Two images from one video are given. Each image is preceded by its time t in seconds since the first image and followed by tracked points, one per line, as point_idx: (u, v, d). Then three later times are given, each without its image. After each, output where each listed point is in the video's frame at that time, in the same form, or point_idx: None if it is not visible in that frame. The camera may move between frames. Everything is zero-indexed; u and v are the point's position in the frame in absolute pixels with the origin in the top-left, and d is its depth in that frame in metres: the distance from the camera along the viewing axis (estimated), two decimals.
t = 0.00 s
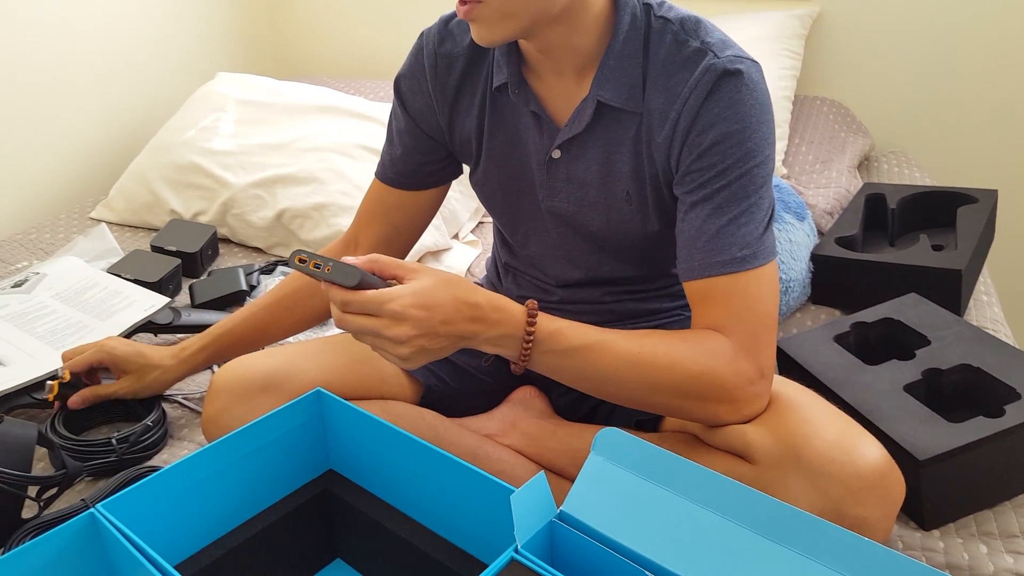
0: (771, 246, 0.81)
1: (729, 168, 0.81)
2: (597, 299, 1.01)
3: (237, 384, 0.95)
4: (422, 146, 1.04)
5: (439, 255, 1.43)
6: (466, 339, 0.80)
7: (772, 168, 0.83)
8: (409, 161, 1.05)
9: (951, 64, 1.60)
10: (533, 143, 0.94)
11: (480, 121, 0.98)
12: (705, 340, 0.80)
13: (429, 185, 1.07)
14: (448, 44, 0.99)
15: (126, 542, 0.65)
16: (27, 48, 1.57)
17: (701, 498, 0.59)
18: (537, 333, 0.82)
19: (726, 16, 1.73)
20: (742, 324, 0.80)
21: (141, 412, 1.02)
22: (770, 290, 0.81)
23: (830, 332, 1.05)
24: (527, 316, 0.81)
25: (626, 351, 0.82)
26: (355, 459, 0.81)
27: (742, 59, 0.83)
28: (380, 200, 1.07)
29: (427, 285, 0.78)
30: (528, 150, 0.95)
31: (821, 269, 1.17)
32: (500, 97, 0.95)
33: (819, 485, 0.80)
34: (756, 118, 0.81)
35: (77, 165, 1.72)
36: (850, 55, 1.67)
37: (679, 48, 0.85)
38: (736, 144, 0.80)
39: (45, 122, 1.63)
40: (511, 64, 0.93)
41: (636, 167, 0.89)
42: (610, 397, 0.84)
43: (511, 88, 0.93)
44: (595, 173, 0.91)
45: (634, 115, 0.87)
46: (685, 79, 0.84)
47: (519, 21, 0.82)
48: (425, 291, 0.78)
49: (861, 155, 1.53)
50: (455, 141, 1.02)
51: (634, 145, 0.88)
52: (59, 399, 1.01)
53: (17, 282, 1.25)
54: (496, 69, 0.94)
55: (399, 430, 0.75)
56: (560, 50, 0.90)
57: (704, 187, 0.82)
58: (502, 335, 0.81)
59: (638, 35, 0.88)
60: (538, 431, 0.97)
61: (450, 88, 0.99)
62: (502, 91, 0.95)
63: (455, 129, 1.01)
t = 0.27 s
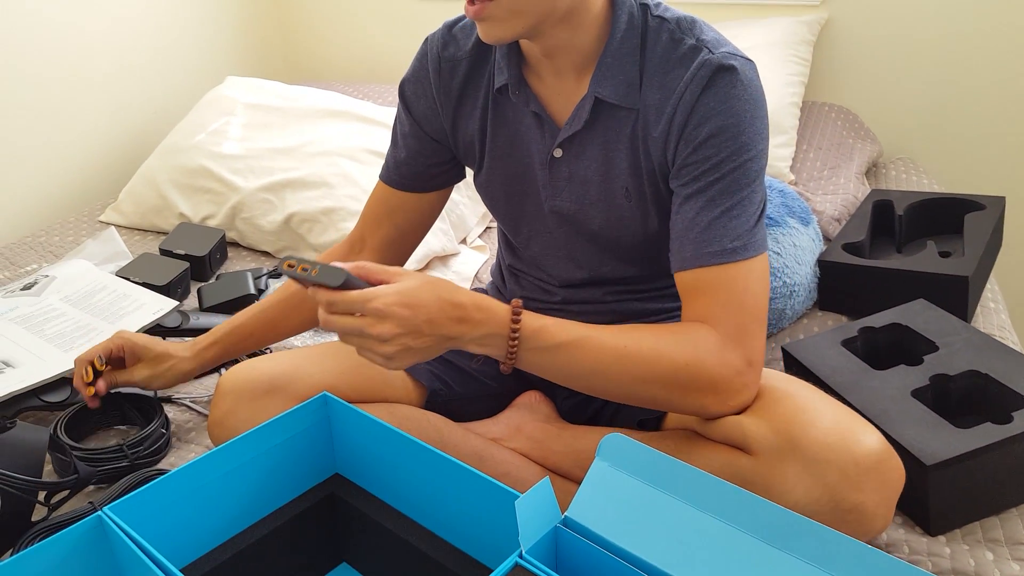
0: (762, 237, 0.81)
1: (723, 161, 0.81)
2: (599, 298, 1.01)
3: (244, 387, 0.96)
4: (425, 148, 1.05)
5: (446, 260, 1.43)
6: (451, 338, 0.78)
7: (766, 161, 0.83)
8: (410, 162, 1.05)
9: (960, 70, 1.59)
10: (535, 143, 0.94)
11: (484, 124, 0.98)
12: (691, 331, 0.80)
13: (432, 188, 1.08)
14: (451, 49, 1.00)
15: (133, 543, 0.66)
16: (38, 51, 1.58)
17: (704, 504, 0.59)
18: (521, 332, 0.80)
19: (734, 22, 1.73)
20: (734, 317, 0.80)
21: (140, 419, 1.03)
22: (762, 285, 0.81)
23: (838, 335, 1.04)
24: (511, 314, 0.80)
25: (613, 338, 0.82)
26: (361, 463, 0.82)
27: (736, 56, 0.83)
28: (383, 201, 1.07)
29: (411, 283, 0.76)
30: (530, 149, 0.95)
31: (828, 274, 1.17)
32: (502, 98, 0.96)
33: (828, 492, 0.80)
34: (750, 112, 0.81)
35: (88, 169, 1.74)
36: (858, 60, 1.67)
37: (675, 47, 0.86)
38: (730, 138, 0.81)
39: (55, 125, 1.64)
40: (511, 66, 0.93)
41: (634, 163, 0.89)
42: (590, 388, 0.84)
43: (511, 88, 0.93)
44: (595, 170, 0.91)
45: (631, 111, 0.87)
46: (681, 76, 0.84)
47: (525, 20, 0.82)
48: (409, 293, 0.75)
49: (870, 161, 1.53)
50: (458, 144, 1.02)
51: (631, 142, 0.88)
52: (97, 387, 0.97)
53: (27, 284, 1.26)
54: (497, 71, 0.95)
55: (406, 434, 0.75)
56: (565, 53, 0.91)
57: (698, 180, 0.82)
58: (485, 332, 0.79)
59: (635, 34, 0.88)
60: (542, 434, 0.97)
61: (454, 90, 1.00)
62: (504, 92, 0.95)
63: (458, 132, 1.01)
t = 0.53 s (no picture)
0: (733, 243, 0.80)
1: (710, 165, 0.81)
2: (601, 294, 1.00)
3: (247, 383, 0.95)
4: (430, 139, 1.05)
5: (452, 259, 1.43)
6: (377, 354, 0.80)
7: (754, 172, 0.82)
8: (412, 150, 1.05)
9: (970, 74, 1.58)
10: (541, 138, 0.94)
11: (491, 118, 0.98)
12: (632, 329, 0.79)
13: (435, 178, 1.08)
14: (463, 41, 1.00)
15: (133, 539, 0.65)
16: (46, 46, 1.58)
17: (708, 506, 0.58)
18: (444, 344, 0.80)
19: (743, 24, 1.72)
20: (682, 317, 0.78)
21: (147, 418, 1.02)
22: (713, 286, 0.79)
23: (845, 339, 1.04)
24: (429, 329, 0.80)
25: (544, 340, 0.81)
26: (364, 461, 0.81)
27: (743, 65, 0.82)
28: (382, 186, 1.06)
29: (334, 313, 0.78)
30: (535, 143, 0.95)
31: (835, 277, 1.17)
32: (511, 92, 0.96)
33: (833, 496, 0.79)
34: (745, 122, 0.81)
35: (95, 164, 1.74)
36: (868, 64, 1.66)
37: (683, 50, 0.85)
38: (721, 144, 0.80)
39: (62, 120, 1.65)
40: (521, 61, 0.93)
41: (631, 162, 0.89)
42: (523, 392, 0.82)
43: (520, 83, 0.93)
44: (595, 167, 0.91)
45: (632, 110, 0.87)
46: (683, 80, 0.84)
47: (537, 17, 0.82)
48: (328, 319, 0.78)
49: (878, 165, 1.52)
50: (464, 136, 1.02)
51: (630, 141, 0.88)
52: (105, 370, 0.98)
53: (32, 279, 1.27)
54: (507, 65, 0.95)
55: (408, 433, 0.75)
56: (580, 50, 0.90)
57: (682, 181, 0.82)
58: (413, 347, 0.80)
59: (644, 34, 0.87)
60: (545, 434, 0.97)
61: (463, 83, 1.00)
62: (512, 88, 0.95)
63: (465, 125, 1.01)
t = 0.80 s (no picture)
0: (701, 249, 0.81)
1: (688, 170, 0.81)
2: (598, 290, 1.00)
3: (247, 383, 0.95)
4: (432, 127, 1.04)
5: (455, 259, 1.43)
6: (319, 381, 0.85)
7: (734, 183, 0.82)
8: (411, 136, 1.04)
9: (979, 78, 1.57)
10: (542, 132, 0.94)
11: (494, 110, 0.98)
12: (574, 333, 0.81)
13: (434, 166, 1.08)
14: (471, 31, 1.00)
15: (130, 538, 0.65)
16: (51, 41, 1.58)
17: (709, 512, 0.57)
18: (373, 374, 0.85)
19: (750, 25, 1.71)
20: (625, 317, 0.80)
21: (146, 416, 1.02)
22: (664, 291, 0.80)
23: (849, 343, 1.03)
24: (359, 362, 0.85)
25: (473, 351, 0.84)
26: (363, 462, 0.81)
27: (738, 73, 0.82)
28: (381, 169, 1.06)
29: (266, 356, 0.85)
30: (537, 138, 0.95)
31: (840, 281, 1.16)
32: (513, 86, 0.96)
33: (835, 502, 0.78)
34: (731, 132, 0.80)
35: (99, 161, 1.74)
36: (874, 67, 1.66)
37: (680, 54, 0.85)
38: (703, 151, 0.80)
39: (66, 116, 1.64)
40: (525, 55, 0.93)
41: (622, 160, 0.89)
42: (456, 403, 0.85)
43: (522, 77, 0.93)
44: (591, 164, 0.91)
45: (626, 109, 0.87)
46: (676, 84, 0.84)
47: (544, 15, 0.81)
48: (262, 364, 0.83)
49: (884, 169, 1.51)
50: (464, 127, 1.02)
51: (620, 139, 0.88)
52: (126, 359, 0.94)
53: (33, 275, 1.28)
54: (511, 58, 0.94)
55: (408, 435, 0.74)
56: (586, 47, 0.90)
57: (658, 181, 0.82)
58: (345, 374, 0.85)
59: (646, 33, 0.86)
60: (545, 436, 0.96)
61: (468, 73, 0.99)
62: (515, 81, 0.95)
63: (467, 116, 1.01)
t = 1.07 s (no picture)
0: (694, 245, 0.81)
1: (683, 165, 0.80)
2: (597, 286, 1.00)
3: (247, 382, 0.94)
4: (430, 121, 1.04)
5: (456, 257, 1.42)
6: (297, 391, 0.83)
7: (730, 179, 0.82)
8: (409, 129, 1.04)
9: (982, 73, 1.57)
10: (541, 127, 0.94)
11: (494, 105, 0.97)
12: (559, 329, 0.81)
13: (433, 160, 1.07)
14: (471, 24, 0.99)
15: (127, 538, 0.65)
16: (50, 40, 1.58)
17: (711, 510, 0.57)
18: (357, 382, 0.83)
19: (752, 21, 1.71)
20: (612, 310, 0.80)
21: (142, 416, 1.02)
22: (655, 284, 0.80)
23: (853, 340, 1.03)
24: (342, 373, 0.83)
25: (455, 353, 0.84)
26: (364, 461, 0.80)
27: (736, 69, 0.81)
28: (376, 165, 1.06)
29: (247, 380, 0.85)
30: (537, 133, 0.95)
31: (842, 278, 1.15)
32: (513, 81, 0.95)
33: (838, 500, 0.78)
34: (728, 129, 0.80)
35: (99, 159, 1.74)
36: (877, 63, 1.65)
37: (679, 49, 0.84)
38: (698, 146, 0.80)
39: (65, 114, 1.64)
40: (524, 49, 0.92)
41: (618, 155, 0.88)
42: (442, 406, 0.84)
43: (521, 71, 0.92)
44: (589, 159, 0.91)
45: (624, 103, 0.86)
46: (674, 79, 0.83)
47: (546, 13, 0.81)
48: (243, 386, 0.83)
49: (887, 165, 1.50)
50: (463, 121, 1.01)
51: (617, 134, 0.88)
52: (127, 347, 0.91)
53: (32, 274, 1.28)
54: (510, 51, 0.94)
55: (408, 434, 0.74)
56: (587, 42, 0.89)
57: (653, 175, 0.81)
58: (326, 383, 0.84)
59: (646, 27, 0.86)
60: (547, 435, 0.96)
61: (467, 67, 0.98)
62: (514, 75, 0.95)
63: (466, 110, 1.00)
